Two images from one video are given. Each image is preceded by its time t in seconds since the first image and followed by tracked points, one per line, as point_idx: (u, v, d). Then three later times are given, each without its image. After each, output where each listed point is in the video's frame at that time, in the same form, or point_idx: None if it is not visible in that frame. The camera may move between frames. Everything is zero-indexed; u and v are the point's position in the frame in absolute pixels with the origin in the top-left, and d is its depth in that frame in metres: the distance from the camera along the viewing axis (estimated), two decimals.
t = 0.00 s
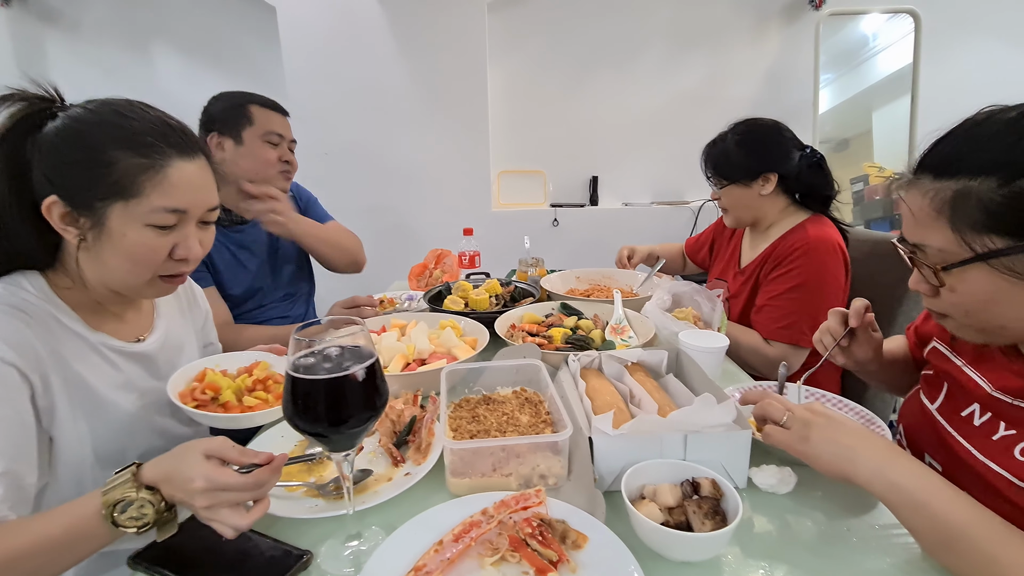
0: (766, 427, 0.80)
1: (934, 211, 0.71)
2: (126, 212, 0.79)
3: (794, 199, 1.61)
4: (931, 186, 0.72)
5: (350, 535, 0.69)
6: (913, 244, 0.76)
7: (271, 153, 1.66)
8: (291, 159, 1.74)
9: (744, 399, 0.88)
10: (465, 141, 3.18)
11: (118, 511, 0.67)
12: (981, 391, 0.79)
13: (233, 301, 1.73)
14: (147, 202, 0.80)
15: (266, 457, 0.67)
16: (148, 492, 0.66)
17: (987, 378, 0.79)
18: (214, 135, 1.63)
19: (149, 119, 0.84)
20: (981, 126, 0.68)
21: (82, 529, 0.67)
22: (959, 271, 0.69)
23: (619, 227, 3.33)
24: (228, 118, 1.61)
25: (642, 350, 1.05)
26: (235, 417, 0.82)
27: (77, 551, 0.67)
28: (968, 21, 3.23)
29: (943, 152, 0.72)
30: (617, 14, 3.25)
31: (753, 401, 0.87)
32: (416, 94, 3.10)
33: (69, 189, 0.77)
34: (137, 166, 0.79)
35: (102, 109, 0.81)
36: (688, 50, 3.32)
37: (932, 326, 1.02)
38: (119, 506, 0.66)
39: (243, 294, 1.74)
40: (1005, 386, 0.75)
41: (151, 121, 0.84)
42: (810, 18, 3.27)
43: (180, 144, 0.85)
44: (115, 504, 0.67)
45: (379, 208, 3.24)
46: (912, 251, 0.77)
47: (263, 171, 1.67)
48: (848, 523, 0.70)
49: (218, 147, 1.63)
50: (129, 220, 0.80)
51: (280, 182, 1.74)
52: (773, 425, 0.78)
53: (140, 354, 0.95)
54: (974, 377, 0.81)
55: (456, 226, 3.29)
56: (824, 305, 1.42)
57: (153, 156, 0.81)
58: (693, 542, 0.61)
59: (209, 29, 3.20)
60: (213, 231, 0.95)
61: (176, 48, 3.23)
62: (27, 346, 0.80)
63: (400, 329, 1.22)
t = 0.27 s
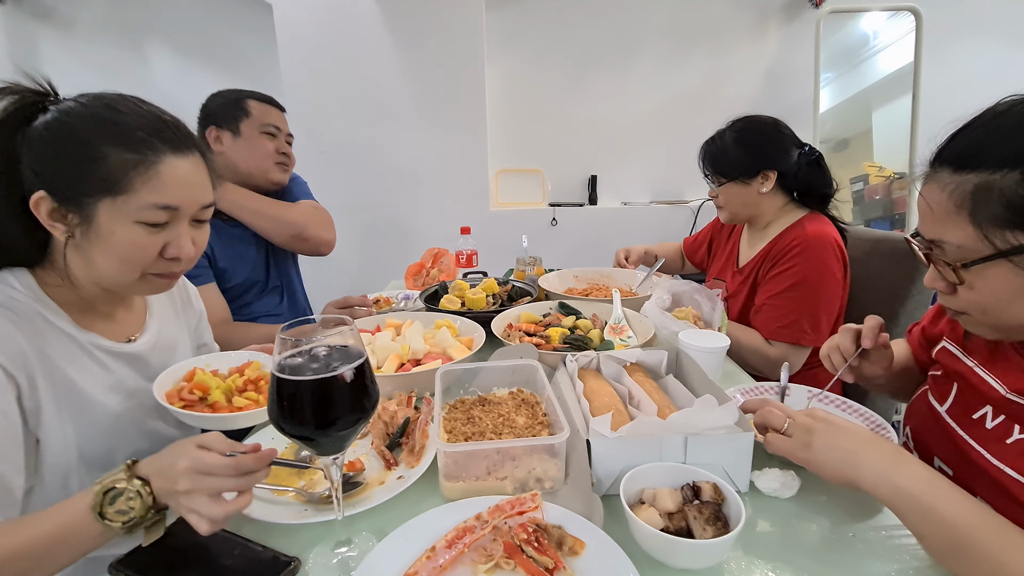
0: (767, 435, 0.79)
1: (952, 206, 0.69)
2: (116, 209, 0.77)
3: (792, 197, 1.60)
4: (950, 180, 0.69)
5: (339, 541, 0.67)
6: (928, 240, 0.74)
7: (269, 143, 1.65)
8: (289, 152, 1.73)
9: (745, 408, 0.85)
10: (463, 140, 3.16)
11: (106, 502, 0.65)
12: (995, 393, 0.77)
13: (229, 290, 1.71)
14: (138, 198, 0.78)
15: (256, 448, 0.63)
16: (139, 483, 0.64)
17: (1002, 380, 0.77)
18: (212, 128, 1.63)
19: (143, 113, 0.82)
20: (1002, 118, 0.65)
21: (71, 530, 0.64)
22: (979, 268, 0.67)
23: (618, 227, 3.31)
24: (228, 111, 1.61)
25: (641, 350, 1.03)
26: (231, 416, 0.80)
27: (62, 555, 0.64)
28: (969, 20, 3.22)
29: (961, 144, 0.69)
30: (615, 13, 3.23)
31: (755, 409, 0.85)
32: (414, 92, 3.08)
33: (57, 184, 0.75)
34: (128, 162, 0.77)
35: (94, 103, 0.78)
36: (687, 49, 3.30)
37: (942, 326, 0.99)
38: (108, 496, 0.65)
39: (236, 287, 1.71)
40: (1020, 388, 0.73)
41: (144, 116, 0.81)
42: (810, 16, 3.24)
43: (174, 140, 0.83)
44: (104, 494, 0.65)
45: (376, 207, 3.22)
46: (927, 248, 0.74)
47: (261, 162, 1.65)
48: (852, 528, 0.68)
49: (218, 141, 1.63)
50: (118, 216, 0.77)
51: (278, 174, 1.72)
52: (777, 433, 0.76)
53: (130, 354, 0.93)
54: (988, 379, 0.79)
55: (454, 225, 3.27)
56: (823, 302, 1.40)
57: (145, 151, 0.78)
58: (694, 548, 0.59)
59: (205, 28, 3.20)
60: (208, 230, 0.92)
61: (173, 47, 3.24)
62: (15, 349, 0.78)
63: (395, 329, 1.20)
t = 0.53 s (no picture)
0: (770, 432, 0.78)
1: (964, 197, 0.69)
2: (117, 203, 0.76)
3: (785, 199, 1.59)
4: (965, 170, 0.69)
5: (342, 537, 0.67)
6: (939, 233, 0.74)
7: (264, 134, 1.64)
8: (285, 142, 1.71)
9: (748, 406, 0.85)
10: (464, 138, 3.15)
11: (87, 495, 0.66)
12: (1003, 391, 0.77)
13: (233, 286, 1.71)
14: (140, 193, 0.77)
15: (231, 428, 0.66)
16: (122, 474, 0.66)
17: (1009, 378, 0.76)
18: (208, 122, 1.61)
19: (146, 108, 0.81)
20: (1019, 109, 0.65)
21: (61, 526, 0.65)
22: (989, 260, 0.67)
23: (618, 225, 3.30)
24: (221, 104, 1.60)
25: (643, 347, 1.03)
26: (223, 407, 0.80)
27: (50, 550, 0.64)
28: (970, 20, 3.22)
29: (977, 135, 0.69)
30: (615, 11, 3.23)
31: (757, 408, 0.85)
32: (415, 89, 3.07)
33: (61, 178, 0.75)
34: (132, 156, 0.76)
35: (98, 97, 0.78)
36: (688, 47, 3.30)
37: (948, 322, 0.99)
38: (90, 488, 0.66)
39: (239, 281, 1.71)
40: None
41: (147, 110, 0.81)
42: (811, 15, 3.26)
43: (177, 135, 0.82)
44: (85, 488, 0.66)
45: (376, 205, 3.21)
46: (938, 240, 0.75)
47: (258, 153, 1.65)
48: (856, 525, 0.68)
49: (214, 135, 1.61)
50: (121, 211, 0.77)
51: (275, 165, 1.71)
52: (779, 431, 0.77)
53: (130, 349, 0.93)
54: (995, 377, 0.79)
55: (454, 223, 3.27)
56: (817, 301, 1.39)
57: (148, 146, 0.78)
58: (698, 545, 0.59)
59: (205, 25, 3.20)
60: (210, 226, 0.92)
61: (173, 44, 3.25)
62: (14, 343, 0.78)
63: (396, 326, 1.20)
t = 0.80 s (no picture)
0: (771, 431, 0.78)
1: (977, 192, 0.68)
2: (101, 195, 0.75)
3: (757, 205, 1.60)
4: (976, 165, 0.68)
5: (338, 538, 0.66)
6: (949, 229, 0.73)
7: (252, 126, 1.63)
8: (275, 133, 1.68)
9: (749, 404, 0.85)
10: (463, 136, 3.14)
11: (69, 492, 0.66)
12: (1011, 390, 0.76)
13: (230, 283, 1.70)
14: (124, 185, 0.76)
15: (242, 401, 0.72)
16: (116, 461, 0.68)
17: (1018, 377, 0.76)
18: (198, 121, 1.63)
19: (129, 98, 0.81)
20: None
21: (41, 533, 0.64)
22: (1001, 256, 0.66)
23: (617, 224, 3.30)
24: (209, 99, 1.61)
25: (643, 346, 1.02)
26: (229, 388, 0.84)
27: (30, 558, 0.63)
28: (970, 20, 3.22)
29: (990, 129, 0.68)
30: (615, 9, 3.22)
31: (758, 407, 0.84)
32: (414, 87, 3.05)
33: (42, 170, 0.73)
34: (114, 147, 0.75)
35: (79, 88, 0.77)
36: (688, 45, 3.29)
37: (954, 319, 0.99)
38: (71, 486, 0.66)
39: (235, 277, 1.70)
40: None
41: (130, 101, 0.80)
42: (810, 14, 3.25)
43: (160, 125, 0.82)
44: (75, 478, 0.66)
45: (374, 202, 3.20)
46: (948, 237, 0.74)
47: (246, 146, 1.63)
48: (859, 526, 0.67)
49: (204, 132, 1.63)
50: (104, 203, 0.76)
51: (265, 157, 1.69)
52: (780, 430, 0.76)
53: (120, 346, 0.91)
54: (1003, 376, 0.78)
55: (453, 221, 3.26)
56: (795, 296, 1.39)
57: (131, 137, 0.77)
58: (700, 546, 0.58)
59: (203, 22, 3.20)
60: (197, 219, 0.91)
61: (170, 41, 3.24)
62: None
63: (393, 324, 1.19)
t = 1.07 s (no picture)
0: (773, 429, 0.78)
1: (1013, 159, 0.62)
2: (105, 195, 0.76)
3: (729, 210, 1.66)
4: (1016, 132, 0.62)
5: (339, 534, 0.66)
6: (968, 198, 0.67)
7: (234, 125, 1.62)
8: (261, 127, 1.66)
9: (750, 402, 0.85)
10: (463, 134, 3.14)
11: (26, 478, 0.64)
12: (1007, 390, 0.77)
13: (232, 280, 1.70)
14: (127, 185, 0.77)
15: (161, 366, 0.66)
16: (59, 447, 0.63)
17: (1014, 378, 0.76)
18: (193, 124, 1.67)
19: (129, 97, 0.81)
20: None
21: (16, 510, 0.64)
22: None
23: (617, 222, 3.30)
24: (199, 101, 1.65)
25: (643, 344, 1.03)
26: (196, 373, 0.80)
27: (8, 532, 0.65)
28: (969, 21, 3.23)
29: None
30: (616, 7, 3.22)
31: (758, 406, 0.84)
32: (414, 84, 3.05)
33: (43, 168, 0.73)
34: (118, 147, 0.76)
35: (78, 84, 0.76)
36: (688, 44, 3.29)
37: (951, 322, 0.99)
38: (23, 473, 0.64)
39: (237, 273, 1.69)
40: None
41: (131, 100, 0.80)
42: (811, 14, 3.27)
43: (165, 127, 0.82)
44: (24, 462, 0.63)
45: (373, 201, 3.20)
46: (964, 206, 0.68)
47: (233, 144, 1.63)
48: (857, 523, 0.68)
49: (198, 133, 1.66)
50: (108, 204, 0.77)
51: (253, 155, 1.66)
52: (780, 427, 0.77)
53: (113, 341, 0.91)
54: (1000, 376, 0.78)
55: (452, 219, 3.26)
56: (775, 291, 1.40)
57: (135, 137, 0.78)
58: (700, 542, 0.58)
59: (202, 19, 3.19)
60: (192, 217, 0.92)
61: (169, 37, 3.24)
62: None
63: (393, 321, 1.19)
